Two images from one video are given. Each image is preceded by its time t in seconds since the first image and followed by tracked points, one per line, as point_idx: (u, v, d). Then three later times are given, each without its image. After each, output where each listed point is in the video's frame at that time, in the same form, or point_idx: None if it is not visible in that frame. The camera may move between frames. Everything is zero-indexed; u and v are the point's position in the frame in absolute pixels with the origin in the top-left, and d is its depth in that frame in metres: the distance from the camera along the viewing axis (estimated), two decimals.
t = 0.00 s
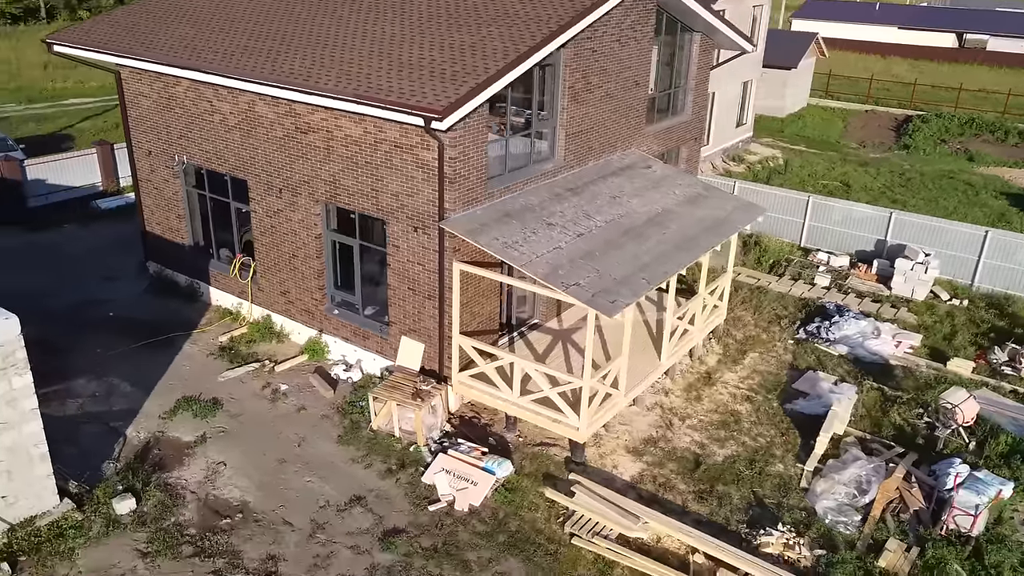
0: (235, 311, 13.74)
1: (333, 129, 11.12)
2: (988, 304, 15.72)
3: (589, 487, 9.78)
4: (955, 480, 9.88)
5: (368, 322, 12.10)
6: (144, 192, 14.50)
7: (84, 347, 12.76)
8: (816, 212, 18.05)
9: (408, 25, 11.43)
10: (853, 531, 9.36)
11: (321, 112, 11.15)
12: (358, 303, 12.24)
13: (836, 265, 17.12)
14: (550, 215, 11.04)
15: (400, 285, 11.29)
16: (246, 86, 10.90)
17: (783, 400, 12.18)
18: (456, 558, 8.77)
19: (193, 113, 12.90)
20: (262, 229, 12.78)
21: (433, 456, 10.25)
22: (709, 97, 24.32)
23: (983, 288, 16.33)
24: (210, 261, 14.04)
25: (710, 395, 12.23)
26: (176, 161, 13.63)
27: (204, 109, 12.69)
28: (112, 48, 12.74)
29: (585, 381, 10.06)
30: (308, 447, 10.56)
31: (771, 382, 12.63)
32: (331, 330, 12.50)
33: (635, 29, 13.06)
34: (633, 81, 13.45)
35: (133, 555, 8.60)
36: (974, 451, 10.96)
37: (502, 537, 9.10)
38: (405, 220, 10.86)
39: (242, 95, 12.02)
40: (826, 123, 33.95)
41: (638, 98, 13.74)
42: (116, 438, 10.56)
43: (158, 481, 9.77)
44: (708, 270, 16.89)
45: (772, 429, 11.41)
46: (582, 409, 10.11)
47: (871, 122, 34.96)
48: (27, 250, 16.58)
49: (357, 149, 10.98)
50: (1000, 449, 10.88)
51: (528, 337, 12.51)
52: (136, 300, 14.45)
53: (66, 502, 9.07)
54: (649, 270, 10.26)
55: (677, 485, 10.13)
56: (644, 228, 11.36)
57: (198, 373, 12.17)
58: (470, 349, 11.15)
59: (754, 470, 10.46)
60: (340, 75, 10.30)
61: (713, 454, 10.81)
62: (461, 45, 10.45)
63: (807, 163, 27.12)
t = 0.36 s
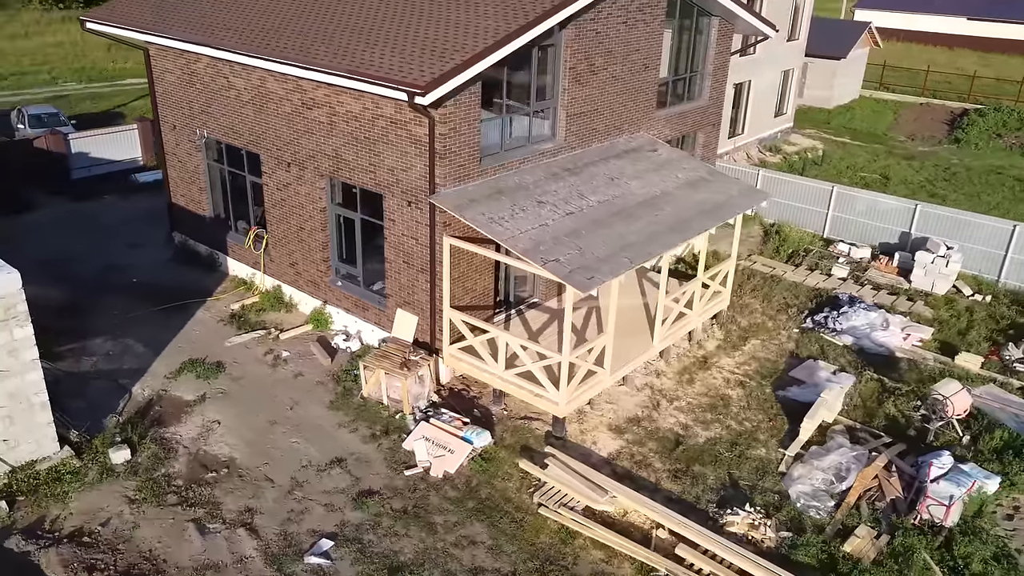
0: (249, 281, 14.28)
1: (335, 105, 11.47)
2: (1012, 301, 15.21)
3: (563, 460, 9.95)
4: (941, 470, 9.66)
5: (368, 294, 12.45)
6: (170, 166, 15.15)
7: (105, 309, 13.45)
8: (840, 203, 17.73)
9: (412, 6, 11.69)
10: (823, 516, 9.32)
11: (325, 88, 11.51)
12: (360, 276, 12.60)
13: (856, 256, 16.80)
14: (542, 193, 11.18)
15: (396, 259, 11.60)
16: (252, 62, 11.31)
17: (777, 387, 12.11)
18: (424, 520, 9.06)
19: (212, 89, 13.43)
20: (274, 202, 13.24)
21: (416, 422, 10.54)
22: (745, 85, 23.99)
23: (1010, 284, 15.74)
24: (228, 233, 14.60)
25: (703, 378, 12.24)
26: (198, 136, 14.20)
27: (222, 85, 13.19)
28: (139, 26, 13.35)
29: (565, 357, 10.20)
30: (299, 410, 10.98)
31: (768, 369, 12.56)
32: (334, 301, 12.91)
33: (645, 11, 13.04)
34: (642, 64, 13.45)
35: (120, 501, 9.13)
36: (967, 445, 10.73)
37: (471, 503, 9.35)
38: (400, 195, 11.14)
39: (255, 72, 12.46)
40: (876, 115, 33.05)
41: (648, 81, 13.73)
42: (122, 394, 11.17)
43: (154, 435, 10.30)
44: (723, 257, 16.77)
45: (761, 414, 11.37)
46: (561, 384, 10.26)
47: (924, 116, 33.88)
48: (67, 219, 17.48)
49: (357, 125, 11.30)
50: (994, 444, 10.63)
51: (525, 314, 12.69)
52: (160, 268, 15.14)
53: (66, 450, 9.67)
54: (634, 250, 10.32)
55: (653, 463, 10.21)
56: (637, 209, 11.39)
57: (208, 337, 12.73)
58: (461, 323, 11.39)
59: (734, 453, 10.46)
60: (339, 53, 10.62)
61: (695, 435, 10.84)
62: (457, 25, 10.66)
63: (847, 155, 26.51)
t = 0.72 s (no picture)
0: (260, 254, 14.78)
1: (335, 82, 11.80)
2: None
3: (537, 432, 10.13)
4: (915, 458, 9.64)
5: (366, 268, 12.79)
6: (191, 141, 15.72)
7: (123, 276, 14.12)
8: (858, 192, 17.39)
9: None
10: (790, 498, 9.33)
11: (326, 65, 11.85)
12: (359, 250, 12.95)
13: (871, 247, 16.50)
14: (532, 171, 11.33)
15: (390, 233, 11.90)
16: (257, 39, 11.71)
17: (766, 371, 12.07)
18: (392, 482, 9.36)
19: (228, 66, 13.90)
20: (282, 177, 13.67)
21: (398, 391, 10.86)
22: (776, 73, 23.63)
23: None
24: (243, 207, 15.11)
25: (692, 361, 12.27)
26: (215, 112, 14.71)
27: (236, 62, 13.65)
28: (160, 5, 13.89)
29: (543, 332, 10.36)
30: (290, 376, 11.39)
31: (760, 355, 12.51)
32: (336, 274, 13.30)
33: None
34: (646, 47, 13.44)
35: (110, 452, 9.66)
36: (952, 436, 10.56)
37: (440, 469, 9.62)
38: (393, 170, 11.42)
39: (264, 49, 12.87)
40: (921, 107, 32.14)
41: (653, 64, 13.71)
42: (127, 354, 11.75)
43: (150, 393, 10.84)
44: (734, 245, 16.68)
45: (744, 397, 11.37)
46: (539, 358, 10.43)
47: (973, 108, 32.80)
48: (100, 191, 18.29)
49: (355, 102, 11.62)
50: (980, 436, 10.44)
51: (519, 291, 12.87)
52: (179, 239, 15.78)
53: (66, 402, 10.26)
54: (614, 229, 10.40)
55: (626, 440, 10.32)
56: (626, 190, 11.45)
57: (214, 305, 13.26)
58: (450, 297, 11.64)
59: (710, 434, 10.51)
60: (335, 31, 10.93)
61: (674, 415, 10.91)
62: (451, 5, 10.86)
63: (883, 147, 25.92)
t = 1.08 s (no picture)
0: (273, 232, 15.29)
1: (338, 66, 12.16)
2: None
3: (513, 410, 10.32)
4: (889, 451, 9.60)
5: (367, 247, 13.15)
6: (214, 123, 16.30)
7: (142, 250, 14.78)
8: (877, 188, 17.06)
9: None
10: (757, 484, 9.35)
11: (330, 49, 12.22)
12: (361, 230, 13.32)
13: (886, 244, 16.21)
14: (524, 155, 11.50)
15: (387, 213, 12.22)
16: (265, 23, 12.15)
17: (755, 361, 12.04)
18: (367, 450, 9.68)
19: (245, 50, 14.40)
20: (293, 158, 14.12)
21: (385, 365, 11.18)
22: (808, 68, 23.26)
23: None
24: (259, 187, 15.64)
25: (682, 348, 12.30)
26: (235, 95, 15.24)
27: (252, 46, 14.13)
28: None
29: (524, 312, 10.55)
30: (286, 348, 11.81)
31: (752, 345, 12.47)
32: (340, 253, 13.69)
33: None
34: (651, 36, 13.45)
35: (107, 410, 10.20)
36: (936, 432, 10.41)
37: (415, 440, 9.90)
38: (389, 152, 11.74)
39: (277, 33, 13.31)
40: (968, 107, 31.17)
41: (658, 53, 13.71)
42: (136, 322, 12.34)
43: (152, 359, 11.38)
44: (745, 238, 16.57)
45: (728, 386, 11.37)
46: (520, 338, 10.62)
47: None
48: (133, 170, 19.09)
49: (356, 85, 11.96)
50: (965, 433, 10.26)
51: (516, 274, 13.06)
52: (200, 217, 16.41)
53: (71, 363, 10.85)
54: (598, 212, 10.52)
55: (602, 421, 10.45)
56: (617, 175, 11.55)
57: (224, 280, 13.79)
58: (442, 278, 11.91)
59: (688, 419, 10.56)
60: (335, 16, 11.29)
61: (655, 400, 10.99)
62: None
63: (920, 145, 25.28)
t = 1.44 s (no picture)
0: (287, 218, 15.76)
1: (344, 56, 12.52)
2: None
3: (495, 393, 10.51)
4: (864, 447, 9.55)
5: (370, 233, 13.48)
6: (236, 112, 16.85)
7: (162, 232, 15.37)
8: (894, 189, 16.79)
9: None
10: (728, 474, 9.38)
11: (337, 40, 12.58)
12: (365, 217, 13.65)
13: (900, 246, 15.95)
14: (518, 145, 11.69)
15: (387, 200, 12.53)
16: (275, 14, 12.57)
17: (746, 356, 12.01)
18: (347, 426, 9.99)
19: (263, 41, 14.87)
20: (305, 146, 14.54)
21: (375, 346, 11.46)
22: (837, 68, 22.94)
23: None
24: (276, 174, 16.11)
25: (674, 341, 12.34)
26: (254, 84, 15.74)
27: (269, 37, 14.59)
28: None
29: (509, 299, 10.74)
30: (284, 327, 12.21)
31: (746, 340, 12.44)
32: (345, 239, 14.06)
33: None
34: (655, 30, 13.50)
35: (108, 379, 10.72)
36: (921, 431, 10.28)
37: (396, 419, 10.18)
38: (388, 140, 12.04)
39: (290, 25, 13.73)
40: (1013, 111, 30.28)
41: (664, 48, 13.76)
42: (146, 299, 12.88)
43: (157, 333, 11.89)
44: (755, 236, 16.47)
45: (715, 379, 11.38)
46: (505, 323, 10.82)
47: None
48: (164, 157, 19.81)
49: (359, 75, 12.29)
50: (950, 434, 10.10)
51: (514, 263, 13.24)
52: (220, 202, 16.98)
53: (79, 335, 11.41)
54: (584, 202, 10.66)
55: (582, 407, 10.57)
56: (610, 167, 11.66)
57: (235, 262, 14.28)
58: (437, 264, 12.17)
59: (669, 409, 10.62)
60: (338, 7, 11.64)
61: (639, 389, 11.07)
62: None
63: (955, 149, 24.68)
